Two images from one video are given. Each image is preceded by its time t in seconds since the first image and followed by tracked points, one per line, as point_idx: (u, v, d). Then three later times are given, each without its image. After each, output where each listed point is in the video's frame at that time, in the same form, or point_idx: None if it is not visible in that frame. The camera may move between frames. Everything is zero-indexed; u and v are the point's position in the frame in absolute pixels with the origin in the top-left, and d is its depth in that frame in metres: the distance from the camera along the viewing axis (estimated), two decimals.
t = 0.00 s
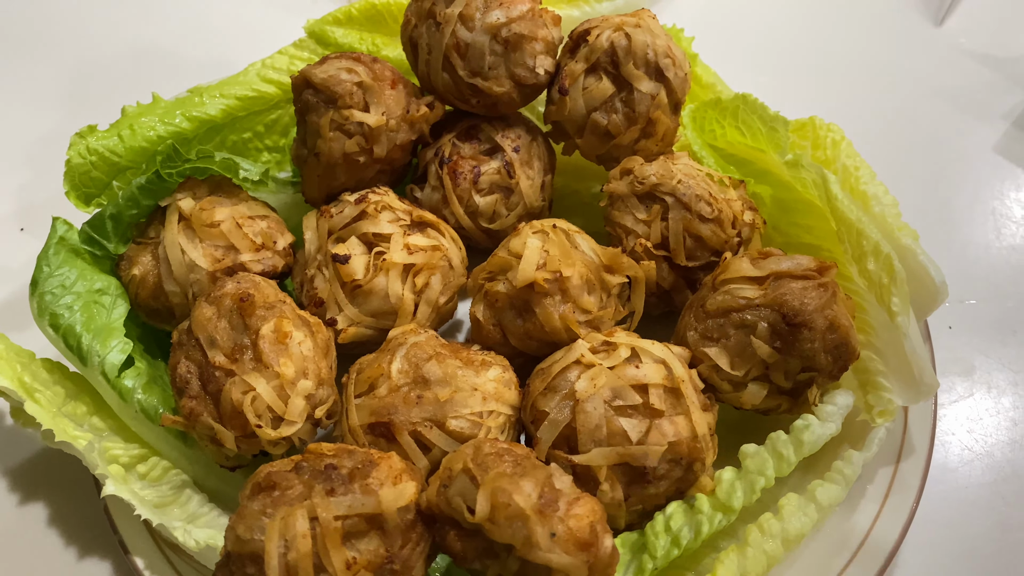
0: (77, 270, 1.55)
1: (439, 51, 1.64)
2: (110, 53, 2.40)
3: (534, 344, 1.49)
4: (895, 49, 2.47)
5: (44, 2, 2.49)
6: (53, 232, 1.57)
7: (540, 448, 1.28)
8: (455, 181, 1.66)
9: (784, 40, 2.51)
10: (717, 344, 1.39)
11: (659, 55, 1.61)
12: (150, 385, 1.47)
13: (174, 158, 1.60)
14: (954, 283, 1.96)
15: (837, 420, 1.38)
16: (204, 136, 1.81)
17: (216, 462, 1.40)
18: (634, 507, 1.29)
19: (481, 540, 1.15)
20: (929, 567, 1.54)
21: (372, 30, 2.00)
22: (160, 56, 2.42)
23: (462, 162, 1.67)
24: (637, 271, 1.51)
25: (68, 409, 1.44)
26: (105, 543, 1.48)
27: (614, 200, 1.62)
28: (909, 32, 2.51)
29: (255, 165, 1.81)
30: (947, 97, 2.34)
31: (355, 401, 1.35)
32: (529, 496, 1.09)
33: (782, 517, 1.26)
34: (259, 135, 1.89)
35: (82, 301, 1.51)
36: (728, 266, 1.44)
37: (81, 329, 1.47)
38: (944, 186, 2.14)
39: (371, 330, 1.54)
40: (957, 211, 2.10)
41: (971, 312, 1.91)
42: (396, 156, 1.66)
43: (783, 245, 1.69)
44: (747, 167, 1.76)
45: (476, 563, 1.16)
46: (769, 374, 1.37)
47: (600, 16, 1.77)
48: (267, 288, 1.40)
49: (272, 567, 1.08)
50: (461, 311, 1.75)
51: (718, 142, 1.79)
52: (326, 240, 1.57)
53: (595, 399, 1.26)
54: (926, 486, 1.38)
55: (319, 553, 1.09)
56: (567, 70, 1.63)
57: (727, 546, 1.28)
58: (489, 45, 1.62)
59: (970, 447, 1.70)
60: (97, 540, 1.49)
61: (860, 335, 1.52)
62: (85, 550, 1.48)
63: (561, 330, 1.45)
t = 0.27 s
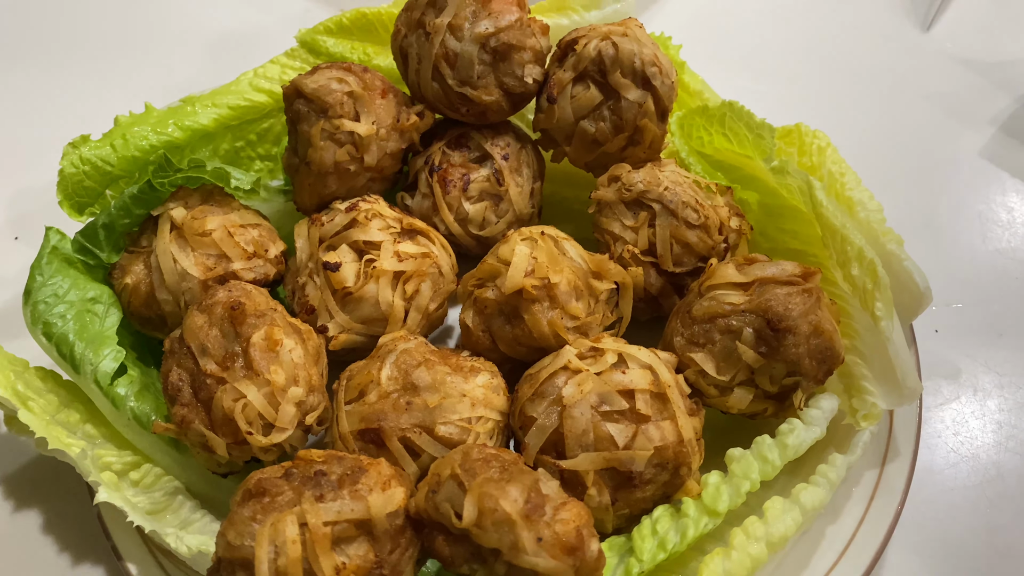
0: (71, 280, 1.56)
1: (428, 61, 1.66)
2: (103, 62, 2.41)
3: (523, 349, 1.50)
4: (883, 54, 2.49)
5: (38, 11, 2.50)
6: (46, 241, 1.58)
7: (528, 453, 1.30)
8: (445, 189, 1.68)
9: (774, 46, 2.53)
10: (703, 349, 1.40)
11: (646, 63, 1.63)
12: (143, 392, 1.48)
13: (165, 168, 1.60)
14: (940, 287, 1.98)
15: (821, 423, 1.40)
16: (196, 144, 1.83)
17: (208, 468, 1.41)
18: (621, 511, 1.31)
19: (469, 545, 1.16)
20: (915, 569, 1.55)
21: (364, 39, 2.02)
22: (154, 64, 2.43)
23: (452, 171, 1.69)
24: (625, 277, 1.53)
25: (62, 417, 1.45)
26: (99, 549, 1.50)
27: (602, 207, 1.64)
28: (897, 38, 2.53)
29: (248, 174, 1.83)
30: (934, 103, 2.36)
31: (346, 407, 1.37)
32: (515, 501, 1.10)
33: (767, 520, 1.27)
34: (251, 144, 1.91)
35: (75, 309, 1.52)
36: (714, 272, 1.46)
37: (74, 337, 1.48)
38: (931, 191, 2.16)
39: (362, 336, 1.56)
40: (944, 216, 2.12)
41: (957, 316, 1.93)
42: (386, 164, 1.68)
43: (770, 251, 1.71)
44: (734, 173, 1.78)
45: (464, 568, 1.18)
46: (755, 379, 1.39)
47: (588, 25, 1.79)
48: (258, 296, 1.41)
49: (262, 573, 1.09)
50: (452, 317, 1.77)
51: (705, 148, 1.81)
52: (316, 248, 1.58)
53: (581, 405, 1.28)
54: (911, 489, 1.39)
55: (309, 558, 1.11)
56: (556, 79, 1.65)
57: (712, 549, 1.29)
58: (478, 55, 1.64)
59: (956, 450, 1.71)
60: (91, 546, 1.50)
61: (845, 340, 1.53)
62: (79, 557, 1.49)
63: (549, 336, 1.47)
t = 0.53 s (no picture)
0: (66, 282, 1.56)
1: (422, 63, 1.66)
2: (100, 65, 2.42)
3: (518, 350, 1.51)
4: (877, 55, 2.50)
5: (34, 15, 2.51)
6: (41, 244, 1.59)
7: (523, 453, 1.30)
8: (440, 191, 1.69)
9: (768, 47, 2.54)
10: (697, 349, 1.41)
11: (640, 64, 1.63)
12: (139, 394, 1.49)
13: (161, 171, 1.60)
14: (934, 287, 1.99)
15: (815, 422, 1.40)
16: (191, 147, 1.83)
17: (204, 470, 1.41)
18: (616, 511, 1.32)
19: (464, 544, 1.17)
20: (910, 568, 1.56)
21: (358, 41, 2.03)
22: (149, 67, 2.44)
23: (447, 172, 1.69)
24: (620, 277, 1.53)
25: (58, 420, 1.46)
26: (96, 551, 1.50)
27: (596, 208, 1.65)
28: (891, 38, 2.54)
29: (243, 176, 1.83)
30: (928, 103, 2.37)
31: (341, 408, 1.37)
32: (510, 501, 1.11)
33: (761, 519, 1.28)
34: (246, 146, 1.92)
35: (71, 312, 1.52)
36: (708, 272, 1.46)
37: (69, 340, 1.48)
38: (925, 190, 2.17)
39: (357, 338, 1.56)
40: (938, 216, 2.13)
41: (952, 316, 1.93)
42: (381, 166, 1.68)
43: (764, 251, 1.72)
44: (728, 174, 1.79)
45: (459, 567, 1.18)
46: (749, 378, 1.39)
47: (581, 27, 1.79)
48: (253, 298, 1.42)
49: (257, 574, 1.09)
50: (447, 318, 1.77)
51: (699, 149, 1.82)
52: (312, 250, 1.58)
53: (576, 404, 1.28)
54: (905, 487, 1.40)
55: (304, 558, 1.11)
56: (550, 80, 1.66)
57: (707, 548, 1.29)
58: (472, 56, 1.64)
59: (950, 449, 1.72)
60: (88, 547, 1.51)
61: (839, 339, 1.54)
62: (75, 558, 1.50)
63: (544, 336, 1.47)
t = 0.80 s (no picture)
0: (56, 289, 1.55)
1: (415, 68, 1.66)
2: (92, 70, 2.41)
3: (511, 357, 1.50)
4: (871, 59, 2.50)
5: (27, 20, 2.50)
6: (32, 251, 1.58)
7: (516, 460, 1.30)
8: (433, 197, 1.68)
9: (762, 52, 2.54)
10: (690, 355, 1.40)
11: (632, 70, 1.63)
12: (130, 402, 1.48)
13: (152, 178, 1.59)
14: (929, 291, 1.99)
15: (810, 429, 1.40)
16: (183, 153, 1.82)
17: (195, 479, 1.40)
18: (609, 519, 1.31)
19: (456, 553, 1.16)
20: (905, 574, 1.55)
21: (351, 47, 2.02)
22: (142, 72, 2.43)
23: (439, 178, 1.69)
24: (613, 283, 1.53)
25: (47, 428, 1.44)
26: (86, 560, 1.49)
27: (590, 213, 1.64)
28: (884, 43, 2.54)
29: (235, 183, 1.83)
30: (921, 107, 2.37)
31: (332, 416, 1.36)
32: (502, 510, 1.10)
33: (755, 526, 1.27)
34: (239, 152, 1.91)
35: (61, 319, 1.51)
36: (702, 277, 1.45)
37: (59, 347, 1.47)
38: (918, 194, 2.17)
39: (350, 344, 1.56)
40: (932, 219, 2.12)
41: (946, 320, 1.93)
42: (373, 171, 1.68)
43: (758, 256, 1.71)
44: (721, 179, 1.78)
45: None
46: (743, 384, 1.40)
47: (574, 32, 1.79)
48: (244, 306, 1.41)
49: None
50: (441, 324, 1.76)
51: (692, 154, 1.82)
52: (303, 256, 1.58)
53: (569, 412, 1.28)
54: (900, 493, 1.40)
55: (294, 569, 1.10)
56: (542, 86, 1.65)
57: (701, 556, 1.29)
58: (464, 62, 1.64)
59: (945, 454, 1.71)
60: (78, 557, 1.50)
61: (833, 344, 1.54)
62: (66, 568, 1.49)
63: (537, 342, 1.46)
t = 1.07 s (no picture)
0: (63, 294, 1.56)
1: (419, 74, 1.67)
2: (97, 76, 2.43)
3: (515, 361, 1.51)
4: (871, 64, 2.52)
5: (32, 25, 2.52)
6: (39, 256, 1.59)
7: (521, 464, 1.30)
8: (436, 202, 1.69)
9: (763, 56, 2.55)
10: (693, 358, 1.42)
11: (635, 75, 1.65)
12: (136, 407, 1.48)
13: (157, 183, 1.59)
14: (930, 295, 2.00)
15: (812, 431, 1.41)
16: (188, 159, 1.84)
17: (202, 482, 1.41)
18: (614, 521, 1.32)
19: (461, 556, 1.17)
20: None
21: (354, 52, 2.03)
22: (146, 78, 2.44)
23: (443, 183, 1.70)
24: (616, 287, 1.54)
25: (54, 433, 1.45)
26: (93, 564, 1.50)
27: (593, 218, 1.65)
28: (884, 48, 2.56)
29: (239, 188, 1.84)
30: (921, 111, 2.39)
31: (337, 420, 1.37)
32: (508, 513, 1.11)
33: (759, 529, 1.28)
34: (243, 157, 1.92)
35: (68, 324, 1.52)
36: (704, 281, 1.47)
37: (66, 352, 1.48)
38: (919, 198, 2.19)
39: (355, 349, 1.57)
40: (933, 223, 2.14)
41: (947, 323, 1.94)
42: (377, 177, 1.69)
43: (759, 260, 1.73)
44: (723, 183, 1.79)
45: None
46: (746, 387, 1.40)
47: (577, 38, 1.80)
48: (250, 311, 1.42)
49: None
50: (445, 328, 1.77)
51: (694, 159, 1.82)
52: (308, 261, 1.59)
53: (573, 415, 1.29)
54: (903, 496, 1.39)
55: (302, 572, 1.11)
56: (545, 91, 1.66)
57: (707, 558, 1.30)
58: (468, 68, 1.65)
59: (947, 456, 1.72)
60: (85, 560, 1.51)
61: (835, 348, 1.54)
62: (72, 571, 1.50)
63: (541, 346, 1.47)
